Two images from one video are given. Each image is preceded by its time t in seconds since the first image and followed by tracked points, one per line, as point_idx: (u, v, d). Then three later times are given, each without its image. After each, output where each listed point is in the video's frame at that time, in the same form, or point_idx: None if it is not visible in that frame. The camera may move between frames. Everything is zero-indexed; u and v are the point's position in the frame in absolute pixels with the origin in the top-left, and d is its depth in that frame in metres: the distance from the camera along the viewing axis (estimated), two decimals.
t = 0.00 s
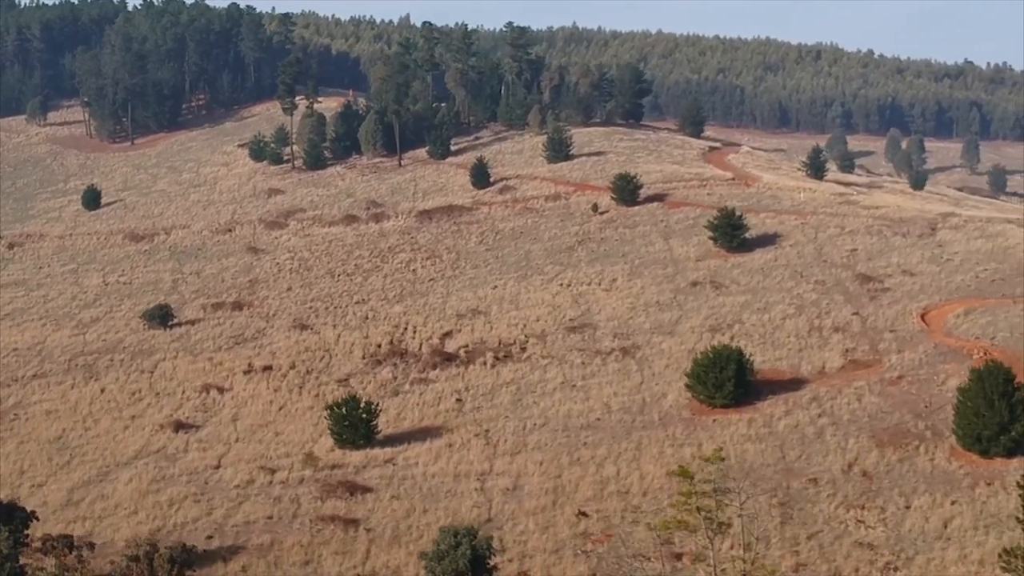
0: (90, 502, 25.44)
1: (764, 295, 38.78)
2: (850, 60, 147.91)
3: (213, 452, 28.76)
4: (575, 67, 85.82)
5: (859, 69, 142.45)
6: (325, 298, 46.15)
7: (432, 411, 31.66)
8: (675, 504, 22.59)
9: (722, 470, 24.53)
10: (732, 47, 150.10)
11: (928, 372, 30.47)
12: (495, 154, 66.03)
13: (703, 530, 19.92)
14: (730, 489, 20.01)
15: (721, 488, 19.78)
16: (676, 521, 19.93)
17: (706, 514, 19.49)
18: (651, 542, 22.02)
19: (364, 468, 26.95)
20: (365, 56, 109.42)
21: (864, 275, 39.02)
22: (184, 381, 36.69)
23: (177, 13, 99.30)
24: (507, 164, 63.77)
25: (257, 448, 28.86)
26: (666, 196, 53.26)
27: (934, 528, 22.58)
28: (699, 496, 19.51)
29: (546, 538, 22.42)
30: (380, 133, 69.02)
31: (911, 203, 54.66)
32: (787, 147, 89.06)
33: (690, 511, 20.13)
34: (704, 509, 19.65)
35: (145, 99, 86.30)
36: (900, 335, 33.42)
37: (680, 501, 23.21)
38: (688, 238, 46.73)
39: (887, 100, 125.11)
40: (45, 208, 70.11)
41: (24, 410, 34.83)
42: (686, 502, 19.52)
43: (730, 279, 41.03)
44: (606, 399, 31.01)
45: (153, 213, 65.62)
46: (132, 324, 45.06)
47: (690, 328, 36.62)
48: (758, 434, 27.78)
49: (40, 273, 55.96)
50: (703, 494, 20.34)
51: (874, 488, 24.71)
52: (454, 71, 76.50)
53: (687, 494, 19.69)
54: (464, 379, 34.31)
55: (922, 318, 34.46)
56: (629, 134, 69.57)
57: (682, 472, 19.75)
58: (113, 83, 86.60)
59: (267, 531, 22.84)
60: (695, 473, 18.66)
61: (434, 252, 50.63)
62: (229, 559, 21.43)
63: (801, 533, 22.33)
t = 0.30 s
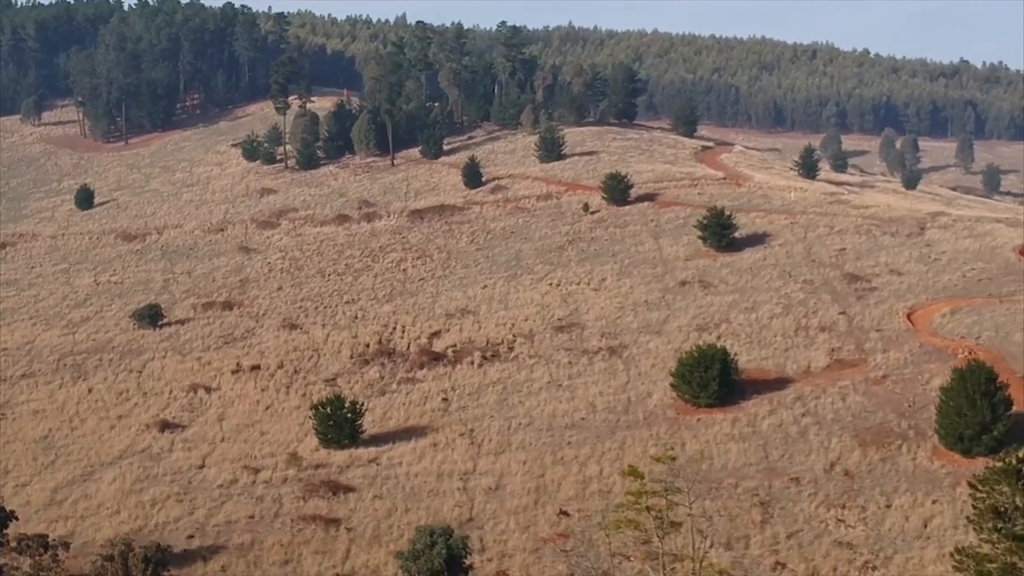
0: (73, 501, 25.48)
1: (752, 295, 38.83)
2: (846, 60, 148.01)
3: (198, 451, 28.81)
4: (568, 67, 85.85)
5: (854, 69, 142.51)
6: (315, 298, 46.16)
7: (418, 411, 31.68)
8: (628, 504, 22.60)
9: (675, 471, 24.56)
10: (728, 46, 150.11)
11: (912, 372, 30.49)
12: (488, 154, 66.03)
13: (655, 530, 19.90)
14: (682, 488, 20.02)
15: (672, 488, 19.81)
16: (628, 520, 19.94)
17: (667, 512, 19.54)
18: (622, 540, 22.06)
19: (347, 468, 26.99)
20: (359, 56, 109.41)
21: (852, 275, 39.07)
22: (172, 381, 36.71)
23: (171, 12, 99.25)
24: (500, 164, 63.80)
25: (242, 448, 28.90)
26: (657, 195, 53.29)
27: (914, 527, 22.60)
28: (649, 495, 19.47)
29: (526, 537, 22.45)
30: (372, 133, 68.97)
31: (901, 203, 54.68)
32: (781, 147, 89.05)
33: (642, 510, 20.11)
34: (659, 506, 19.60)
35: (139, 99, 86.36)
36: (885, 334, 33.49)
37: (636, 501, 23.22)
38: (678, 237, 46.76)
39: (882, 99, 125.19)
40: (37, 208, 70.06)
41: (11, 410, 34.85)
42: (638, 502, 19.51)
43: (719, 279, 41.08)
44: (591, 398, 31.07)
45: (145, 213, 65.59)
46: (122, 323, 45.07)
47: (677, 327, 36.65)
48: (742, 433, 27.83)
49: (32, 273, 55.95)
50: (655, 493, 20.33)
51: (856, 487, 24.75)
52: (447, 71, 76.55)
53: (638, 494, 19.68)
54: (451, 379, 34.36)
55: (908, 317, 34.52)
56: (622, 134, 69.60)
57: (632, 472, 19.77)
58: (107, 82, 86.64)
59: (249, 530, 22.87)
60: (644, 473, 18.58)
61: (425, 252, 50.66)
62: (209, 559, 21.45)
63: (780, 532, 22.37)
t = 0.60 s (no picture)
0: (56, 501, 25.54)
1: (740, 294, 38.88)
2: (841, 59, 148.13)
3: (183, 451, 28.85)
4: (562, 66, 85.91)
5: (850, 68, 142.55)
6: (305, 298, 46.18)
7: (404, 411, 31.71)
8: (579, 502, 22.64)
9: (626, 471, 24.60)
10: (724, 46, 150.19)
11: (897, 371, 30.52)
12: (480, 154, 66.06)
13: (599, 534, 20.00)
14: (630, 489, 20.03)
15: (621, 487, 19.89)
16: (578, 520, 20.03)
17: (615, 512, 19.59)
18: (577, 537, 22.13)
19: (331, 467, 27.02)
20: (354, 55, 109.50)
21: (840, 274, 39.12)
22: (160, 381, 36.73)
23: (166, 12, 99.22)
24: (492, 164, 63.85)
25: (227, 448, 28.94)
26: (648, 195, 53.33)
27: (894, 526, 22.59)
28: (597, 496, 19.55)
29: (507, 536, 22.47)
30: (365, 132, 68.90)
31: (892, 202, 54.70)
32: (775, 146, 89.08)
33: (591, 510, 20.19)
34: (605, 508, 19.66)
35: (133, 99, 86.45)
36: (871, 333, 33.53)
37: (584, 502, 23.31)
38: (668, 237, 46.80)
39: (876, 99, 125.35)
40: (30, 208, 70.03)
41: None
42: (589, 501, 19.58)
43: (707, 278, 41.13)
44: (577, 397, 31.11)
45: (138, 212, 65.59)
46: (112, 323, 45.08)
47: (664, 327, 36.68)
48: (725, 433, 27.87)
49: (23, 273, 55.96)
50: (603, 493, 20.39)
51: (837, 485, 24.79)
52: (440, 70, 76.63)
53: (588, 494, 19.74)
54: (438, 379, 34.40)
55: (894, 316, 34.57)
56: (615, 133, 69.68)
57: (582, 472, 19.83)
58: (100, 82, 86.64)
59: (230, 530, 22.91)
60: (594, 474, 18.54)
61: (416, 251, 50.69)
62: (189, 558, 21.52)
63: (760, 531, 22.40)
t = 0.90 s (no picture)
0: (39, 501, 25.59)
1: (728, 294, 38.92)
2: (837, 58, 148.30)
3: (168, 451, 28.89)
4: (556, 66, 86.02)
5: (845, 67, 142.70)
6: (295, 297, 46.23)
7: (390, 410, 31.74)
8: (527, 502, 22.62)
9: (578, 469, 24.55)
10: (719, 45, 150.33)
11: (882, 370, 30.54)
12: (473, 153, 66.09)
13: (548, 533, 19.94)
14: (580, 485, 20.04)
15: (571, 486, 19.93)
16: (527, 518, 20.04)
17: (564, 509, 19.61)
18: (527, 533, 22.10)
19: (314, 467, 27.03)
20: (349, 55, 109.63)
21: (827, 274, 39.18)
22: (148, 381, 36.78)
23: (161, 12, 99.25)
24: (485, 163, 63.91)
25: (212, 448, 28.98)
26: (639, 195, 53.41)
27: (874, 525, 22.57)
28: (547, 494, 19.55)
29: (488, 535, 22.50)
30: (358, 132, 68.93)
31: (882, 201, 54.77)
32: (769, 146, 89.18)
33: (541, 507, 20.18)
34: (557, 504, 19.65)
35: (127, 99, 86.40)
36: (857, 333, 33.56)
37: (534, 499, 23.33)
38: (658, 236, 46.85)
39: (871, 98, 125.53)
40: (23, 208, 70.02)
41: None
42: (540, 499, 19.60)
43: (696, 278, 41.18)
44: (562, 397, 31.15)
45: (131, 212, 65.61)
46: (102, 323, 45.12)
47: (652, 327, 36.72)
48: (709, 432, 27.92)
49: (15, 273, 55.99)
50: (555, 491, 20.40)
51: (819, 484, 24.81)
52: (434, 70, 76.75)
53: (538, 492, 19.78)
54: (425, 378, 34.43)
55: (880, 316, 34.62)
56: (608, 133, 69.76)
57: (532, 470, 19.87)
58: (94, 82, 86.65)
59: (210, 530, 22.93)
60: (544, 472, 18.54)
61: (407, 251, 50.73)
62: (169, 558, 21.57)
63: (740, 529, 22.43)
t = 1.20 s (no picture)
0: (23, 501, 25.64)
1: (716, 293, 38.99)
2: (832, 58, 148.40)
3: (152, 451, 28.92)
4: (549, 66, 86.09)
5: (840, 66, 142.78)
6: (285, 297, 46.26)
7: (376, 410, 31.76)
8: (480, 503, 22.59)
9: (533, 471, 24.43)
10: (715, 45, 150.40)
11: (867, 368, 30.57)
12: (466, 153, 66.13)
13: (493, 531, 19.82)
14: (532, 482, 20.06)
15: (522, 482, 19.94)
16: (480, 515, 20.05)
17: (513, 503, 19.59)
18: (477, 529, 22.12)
19: (298, 467, 27.03)
20: (344, 55, 109.74)
21: (815, 273, 39.27)
22: (136, 380, 36.81)
23: (156, 12, 99.27)
24: (477, 163, 63.95)
25: (197, 447, 29.00)
26: (630, 194, 53.49)
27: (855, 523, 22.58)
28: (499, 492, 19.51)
29: (469, 534, 22.54)
30: (351, 132, 68.94)
31: (873, 200, 54.80)
32: (764, 146, 89.26)
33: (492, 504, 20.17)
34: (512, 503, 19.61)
35: (121, 99, 86.41)
36: (843, 332, 33.59)
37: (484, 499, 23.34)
38: (648, 236, 46.92)
39: (866, 98, 125.67)
40: (16, 208, 70.00)
41: None
42: (491, 498, 19.55)
43: (685, 277, 41.24)
44: (548, 396, 31.17)
45: (123, 212, 65.60)
46: (92, 323, 45.14)
47: (639, 326, 36.76)
48: (693, 431, 27.95)
49: (7, 273, 55.99)
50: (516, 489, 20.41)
51: (800, 482, 24.83)
52: (427, 70, 76.84)
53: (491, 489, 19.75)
54: (412, 377, 34.46)
55: (867, 315, 34.67)
56: (601, 133, 69.81)
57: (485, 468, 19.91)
58: (88, 82, 86.69)
59: (191, 530, 22.94)
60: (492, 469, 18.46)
61: (398, 251, 50.76)
62: (150, 557, 21.63)
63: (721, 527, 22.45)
